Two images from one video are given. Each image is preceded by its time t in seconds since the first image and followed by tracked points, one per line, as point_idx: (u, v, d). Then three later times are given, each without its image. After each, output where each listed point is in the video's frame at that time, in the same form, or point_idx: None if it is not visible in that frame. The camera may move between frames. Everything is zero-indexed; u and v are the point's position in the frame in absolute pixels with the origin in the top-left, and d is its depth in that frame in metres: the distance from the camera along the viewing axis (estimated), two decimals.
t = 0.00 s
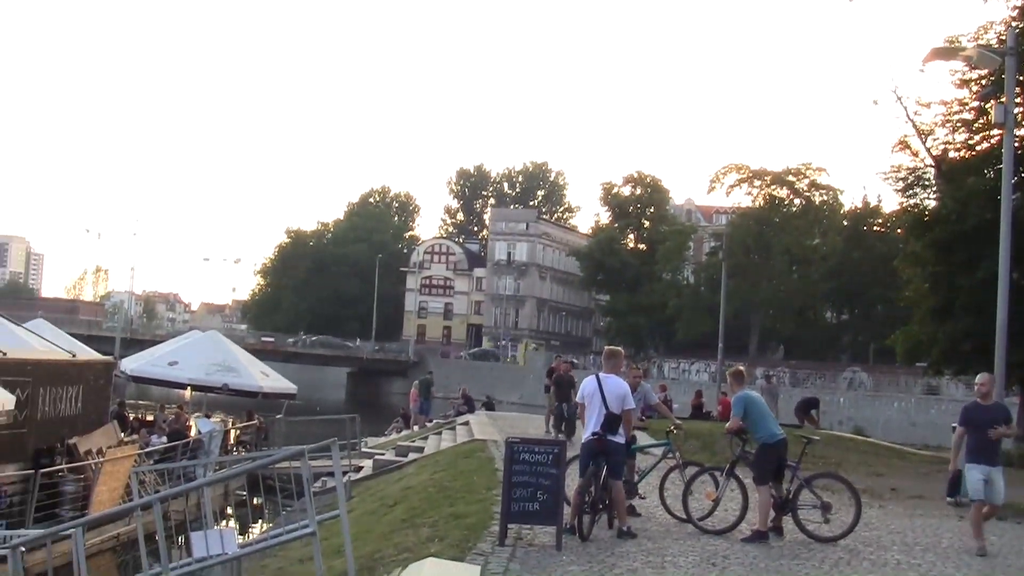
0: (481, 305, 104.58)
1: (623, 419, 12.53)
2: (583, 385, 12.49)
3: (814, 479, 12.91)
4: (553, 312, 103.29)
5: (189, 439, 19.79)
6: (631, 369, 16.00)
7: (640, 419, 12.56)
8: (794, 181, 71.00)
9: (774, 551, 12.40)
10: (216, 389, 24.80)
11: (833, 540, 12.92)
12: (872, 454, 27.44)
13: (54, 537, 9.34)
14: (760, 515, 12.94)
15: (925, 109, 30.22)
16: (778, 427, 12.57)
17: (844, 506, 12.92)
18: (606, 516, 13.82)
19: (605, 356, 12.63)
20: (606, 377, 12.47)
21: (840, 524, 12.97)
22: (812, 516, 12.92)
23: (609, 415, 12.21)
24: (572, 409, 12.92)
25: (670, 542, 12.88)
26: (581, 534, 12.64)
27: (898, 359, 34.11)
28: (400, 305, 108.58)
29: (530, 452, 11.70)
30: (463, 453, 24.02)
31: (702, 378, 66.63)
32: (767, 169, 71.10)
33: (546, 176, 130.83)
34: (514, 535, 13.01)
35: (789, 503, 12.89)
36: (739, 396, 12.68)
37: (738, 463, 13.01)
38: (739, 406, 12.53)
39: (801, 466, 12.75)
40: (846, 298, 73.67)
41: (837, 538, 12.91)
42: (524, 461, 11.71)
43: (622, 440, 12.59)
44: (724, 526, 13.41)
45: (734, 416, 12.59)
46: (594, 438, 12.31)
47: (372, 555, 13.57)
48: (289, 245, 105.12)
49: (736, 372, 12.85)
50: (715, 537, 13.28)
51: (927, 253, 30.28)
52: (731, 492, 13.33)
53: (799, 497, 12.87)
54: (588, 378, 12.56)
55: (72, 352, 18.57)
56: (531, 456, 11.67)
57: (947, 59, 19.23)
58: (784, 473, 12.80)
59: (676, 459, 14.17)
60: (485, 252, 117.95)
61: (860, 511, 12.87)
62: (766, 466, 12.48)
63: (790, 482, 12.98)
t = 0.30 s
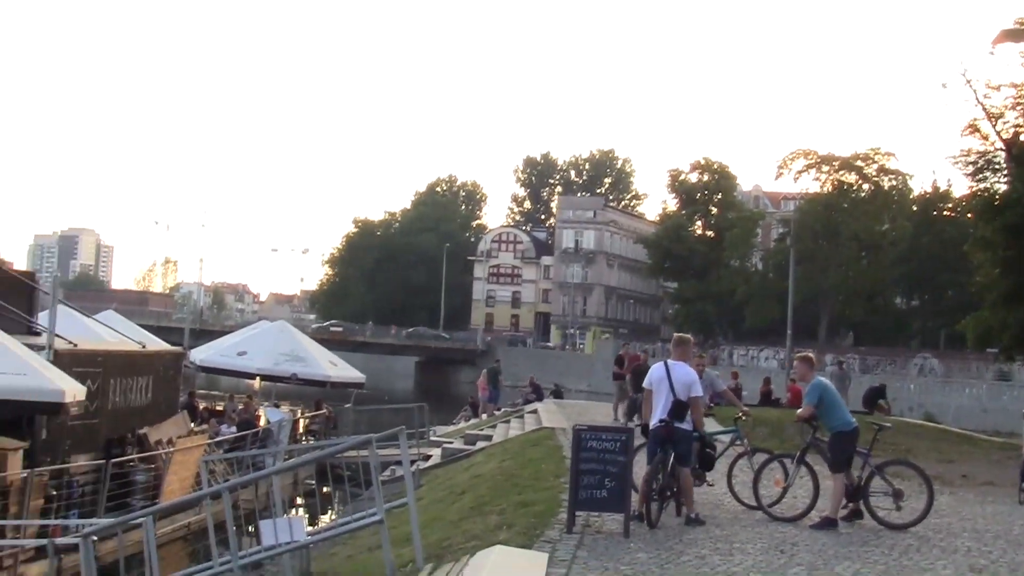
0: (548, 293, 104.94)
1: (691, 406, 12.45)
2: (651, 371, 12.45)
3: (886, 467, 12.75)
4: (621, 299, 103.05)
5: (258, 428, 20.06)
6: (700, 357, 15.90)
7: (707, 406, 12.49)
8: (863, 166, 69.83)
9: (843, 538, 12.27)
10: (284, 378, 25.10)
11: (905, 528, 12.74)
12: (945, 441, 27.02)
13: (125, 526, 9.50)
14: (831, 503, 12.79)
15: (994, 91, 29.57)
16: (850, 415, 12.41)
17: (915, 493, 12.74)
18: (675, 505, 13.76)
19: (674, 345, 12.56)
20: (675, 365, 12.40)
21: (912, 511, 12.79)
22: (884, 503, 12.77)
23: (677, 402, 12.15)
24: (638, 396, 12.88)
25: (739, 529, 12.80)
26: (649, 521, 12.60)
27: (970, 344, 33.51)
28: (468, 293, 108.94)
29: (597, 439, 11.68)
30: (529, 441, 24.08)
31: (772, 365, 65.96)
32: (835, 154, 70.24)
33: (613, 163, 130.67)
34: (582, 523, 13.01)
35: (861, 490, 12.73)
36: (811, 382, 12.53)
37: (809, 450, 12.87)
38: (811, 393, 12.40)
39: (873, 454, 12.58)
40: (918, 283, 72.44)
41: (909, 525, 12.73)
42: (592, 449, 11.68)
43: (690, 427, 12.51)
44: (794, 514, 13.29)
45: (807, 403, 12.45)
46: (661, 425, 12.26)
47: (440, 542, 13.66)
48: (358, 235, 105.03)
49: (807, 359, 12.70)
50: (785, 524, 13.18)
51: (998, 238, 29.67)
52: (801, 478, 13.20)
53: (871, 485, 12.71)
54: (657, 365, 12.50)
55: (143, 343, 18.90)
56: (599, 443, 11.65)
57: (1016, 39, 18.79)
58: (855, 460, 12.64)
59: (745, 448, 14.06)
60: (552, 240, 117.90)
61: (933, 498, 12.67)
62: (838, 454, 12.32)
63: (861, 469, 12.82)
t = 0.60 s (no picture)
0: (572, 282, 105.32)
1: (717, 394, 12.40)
2: (674, 360, 12.41)
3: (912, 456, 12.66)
4: (645, 288, 102.91)
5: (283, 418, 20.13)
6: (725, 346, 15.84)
7: (732, 395, 12.44)
8: (888, 153, 69.31)
9: (867, 529, 12.21)
10: (309, 368, 25.17)
11: (932, 518, 12.66)
12: (972, 430, 26.83)
13: (149, 515, 9.49)
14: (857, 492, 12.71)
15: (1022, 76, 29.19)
16: (876, 404, 12.33)
17: (942, 483, 12.66)
18: (699, 494, 13.73)
19: (700, 333, 12.53)
20: (699, 354, 12.36)
21: (939, 500, 12.71)
22: (909, 493, 12.70)
23: (701, 391, 12.11)
24: (662, 386, 12.85)
25: (763, 519, 12.76)
26: (673, 510, 12.57)
27: (997, 332, 33.22)
28: (491, 282, 108.96)
29: (620, 428, 11.66)
30: (553, 431, 24.05)
31: (797, 354, 65.73)
32: (860, 142, 69.71)
33: (637, 152, 130.40)
34: (605, 512, 13.00)
35: (887, 479, 12.66)
36: (837, 371, 12.45)
37: (835, 438, 12.80)
38: (837, 382, 12.33)
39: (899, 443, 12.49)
40: (943, 270, 72.00)
41: (936, 515, 12.64)
42: (615, 438, 11.65)
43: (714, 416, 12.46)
44: (819, 504, 13.23)
45: (833, 391, 12.37)
46: (685, 414, 12.23)
47: (464, 532, 13.67)
48: (381, 225, 104.87)
49: (834, 347, 12.62)
50: (810, 514, 13.12)
51: None
52: (826, 468, 13.13)
53: (897, 474, 12.63)
54: (681, 354, 12.45)
55: (168, 333, 19.00)
56: (622, 432, 11.62)
57: None
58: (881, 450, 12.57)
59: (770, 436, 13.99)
60: (575, 228, 117.73)
61: (960, 488, 12.58)
62: (865, 443, 12.23)
63: (887, 458, 12.74)
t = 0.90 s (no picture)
0: (613, 274, 105.18)
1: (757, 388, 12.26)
2: (714, 353, 12.28)
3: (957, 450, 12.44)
4: (686, 280, 102.42)
5: (323, 410, 20.17)
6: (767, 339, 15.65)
7: (773, 388, 12.30)
8: (932, 144, 68.82)
9: (910, 524, 12.03)
10: (349, 360, 25.24)
11: (976, 513, 12.45)
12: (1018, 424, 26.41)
13: (190, 506, 9.44)
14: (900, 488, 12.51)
15: None
16: (921, 399, 12.13)
17: (987, 478, 12.43)
18: (740, 487, 13.61)
19: (742, 325, 12.39)
20: (741, 347, 12.21)
21: (984, 496, 12.48)
22: (954, 487, 12.50)
23: (742, 384, 11.97)
24: (702, 378, 12.73)
25: (805, 513, 12.61)
26: (713, 504, 12.46)
27: None
28: (532, 274, 108.84)
29: (661, 421, 11.54)
30: (592, 424, 23.95)
31: (839, 347, 65.14)
32: (903, 133, 69.21)
33: (678, 144, 129.75)
34: (645, 506, 12.93)
35: (931, 474, 12.48)
36: (882, 364, 12.25)
37: (878, 432, 12.60)
38: (880, 374, 12.14)
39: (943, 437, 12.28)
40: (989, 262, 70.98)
41: (981, 510, 12.43)
42: (655, 431, 11.53)
43: (756, 409, 12.31)
44: (860, 498, 13.07)
45: (876, 385, 12.18)
46: (726, 407, 12.10)
47: (503, 524, 13.63)
48: (421, 216, 105.37)
49: (879, 340, 12.43)
50: (852, 508, 12.97)
51: None
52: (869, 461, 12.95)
53: (941, 470, 12.44)
54: (722, 347, 12.32)
55: (209, 325, 19.09)
56: (663, 425, 11.50)
57: None
58: (925, 445, 12.38)
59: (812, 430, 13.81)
60: (616, 220, 117.35)
61: (1006, 483, 12.36)
62: (908, 437, 12.05)
63: (931, 452, 12.55)
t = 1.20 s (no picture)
0: (652, 269, 104.73)
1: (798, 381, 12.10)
2: (754, 347, 12.15)
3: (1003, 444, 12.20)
4: (725, 274, 101.81)
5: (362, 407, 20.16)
6: (807, 332, 15.47)
7: (814, 381, 12.14)
8: (971, 135, 67.80)
9: (955, 517, 11.83)
10: (388, 357, 25.24)
11: None
12: None
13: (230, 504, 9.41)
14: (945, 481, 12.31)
15: None
16: (965, 391, 11.91)
17: None
18: (781, 481, 13.46)
19: (780, 319, 12.24)
20: (781, 341, 12.07)
21: None
22: (1000, 481, 12.28)
23: (783, 377, 11.82)
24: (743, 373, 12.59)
25: (847, 507, 12.44)
26: (755, 498, 12.32)
27: None
28: (570, 270, 108.59)
29: (701, 416, 11.42)
30: (632, 419, 23.81)
31: (879, 340, 64.48)
32: (942, 124, 68.19)
33: (715, 138, 128.97)
34: (686, 501, 12.82)
35: (976, 468, 12.25)
36: (924, 356, 12.06)
37: (922, 425, 12.40)
38: (923, 367, 11.93)
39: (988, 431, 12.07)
40: None
41: None
42: (697, 425, 11.41)
43: (796, 403, 12.16)
44: (904, 492, 12.88)
45: (919, 377, 11.99)
46: (767, 401, 11.95)
47: (543, 520, 13.56)
48: (459, 213, 105.82)
49: (922, 331, 12.22)
50: (895, 502, 12.79)
51: None
52: (912, 455, 12.75)
53: (987, 463, 12.22)
54: (763, 340, 12.17)
55: (248, 323, 19.13)
56: (704, 420, 11.38)
57: None
58: (971, 438, 12.15)
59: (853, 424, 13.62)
60: (654, 215, 116.85)
61: None
62: (954, 430, 11.84)
63: (976, 445, 12.33)
